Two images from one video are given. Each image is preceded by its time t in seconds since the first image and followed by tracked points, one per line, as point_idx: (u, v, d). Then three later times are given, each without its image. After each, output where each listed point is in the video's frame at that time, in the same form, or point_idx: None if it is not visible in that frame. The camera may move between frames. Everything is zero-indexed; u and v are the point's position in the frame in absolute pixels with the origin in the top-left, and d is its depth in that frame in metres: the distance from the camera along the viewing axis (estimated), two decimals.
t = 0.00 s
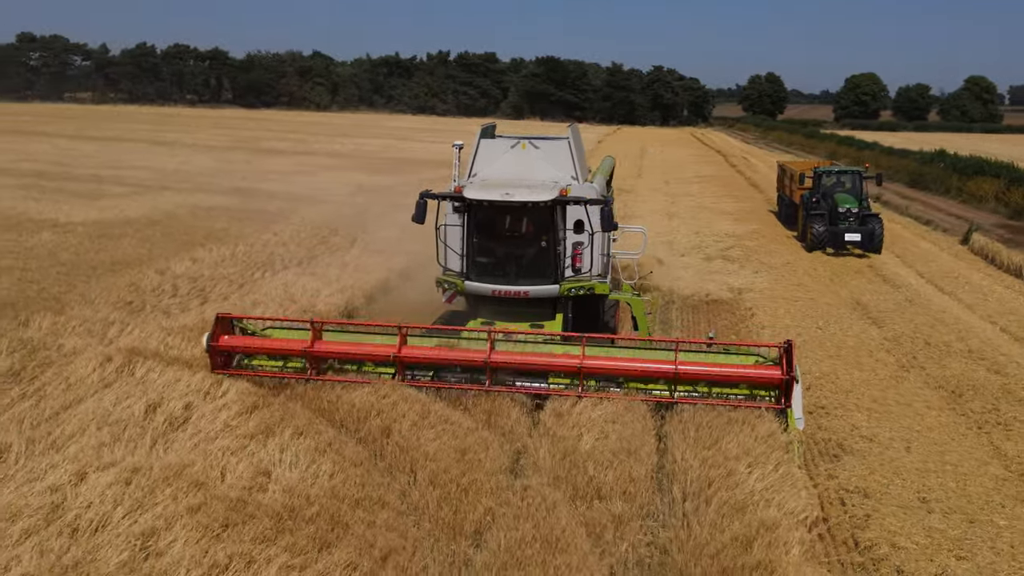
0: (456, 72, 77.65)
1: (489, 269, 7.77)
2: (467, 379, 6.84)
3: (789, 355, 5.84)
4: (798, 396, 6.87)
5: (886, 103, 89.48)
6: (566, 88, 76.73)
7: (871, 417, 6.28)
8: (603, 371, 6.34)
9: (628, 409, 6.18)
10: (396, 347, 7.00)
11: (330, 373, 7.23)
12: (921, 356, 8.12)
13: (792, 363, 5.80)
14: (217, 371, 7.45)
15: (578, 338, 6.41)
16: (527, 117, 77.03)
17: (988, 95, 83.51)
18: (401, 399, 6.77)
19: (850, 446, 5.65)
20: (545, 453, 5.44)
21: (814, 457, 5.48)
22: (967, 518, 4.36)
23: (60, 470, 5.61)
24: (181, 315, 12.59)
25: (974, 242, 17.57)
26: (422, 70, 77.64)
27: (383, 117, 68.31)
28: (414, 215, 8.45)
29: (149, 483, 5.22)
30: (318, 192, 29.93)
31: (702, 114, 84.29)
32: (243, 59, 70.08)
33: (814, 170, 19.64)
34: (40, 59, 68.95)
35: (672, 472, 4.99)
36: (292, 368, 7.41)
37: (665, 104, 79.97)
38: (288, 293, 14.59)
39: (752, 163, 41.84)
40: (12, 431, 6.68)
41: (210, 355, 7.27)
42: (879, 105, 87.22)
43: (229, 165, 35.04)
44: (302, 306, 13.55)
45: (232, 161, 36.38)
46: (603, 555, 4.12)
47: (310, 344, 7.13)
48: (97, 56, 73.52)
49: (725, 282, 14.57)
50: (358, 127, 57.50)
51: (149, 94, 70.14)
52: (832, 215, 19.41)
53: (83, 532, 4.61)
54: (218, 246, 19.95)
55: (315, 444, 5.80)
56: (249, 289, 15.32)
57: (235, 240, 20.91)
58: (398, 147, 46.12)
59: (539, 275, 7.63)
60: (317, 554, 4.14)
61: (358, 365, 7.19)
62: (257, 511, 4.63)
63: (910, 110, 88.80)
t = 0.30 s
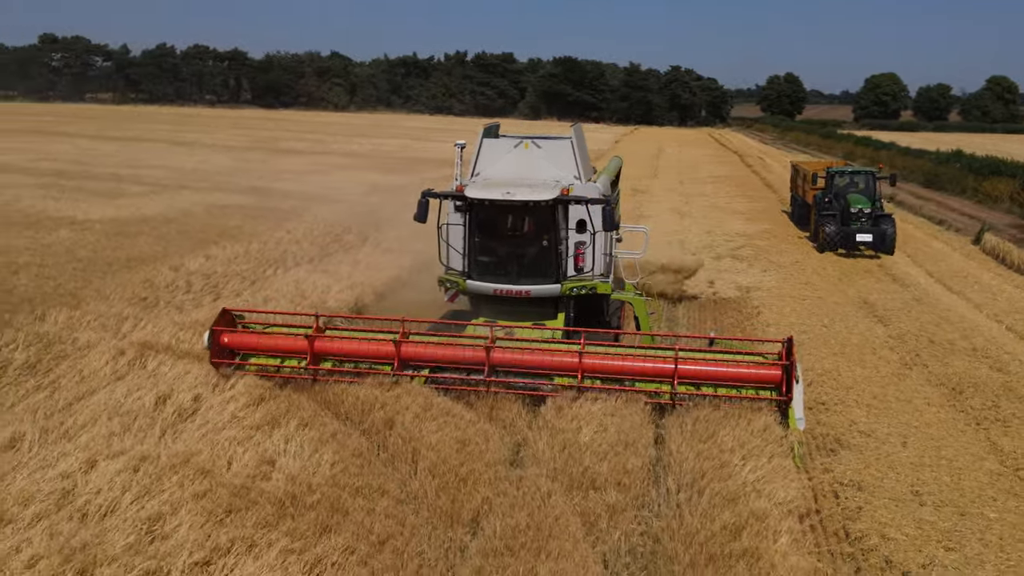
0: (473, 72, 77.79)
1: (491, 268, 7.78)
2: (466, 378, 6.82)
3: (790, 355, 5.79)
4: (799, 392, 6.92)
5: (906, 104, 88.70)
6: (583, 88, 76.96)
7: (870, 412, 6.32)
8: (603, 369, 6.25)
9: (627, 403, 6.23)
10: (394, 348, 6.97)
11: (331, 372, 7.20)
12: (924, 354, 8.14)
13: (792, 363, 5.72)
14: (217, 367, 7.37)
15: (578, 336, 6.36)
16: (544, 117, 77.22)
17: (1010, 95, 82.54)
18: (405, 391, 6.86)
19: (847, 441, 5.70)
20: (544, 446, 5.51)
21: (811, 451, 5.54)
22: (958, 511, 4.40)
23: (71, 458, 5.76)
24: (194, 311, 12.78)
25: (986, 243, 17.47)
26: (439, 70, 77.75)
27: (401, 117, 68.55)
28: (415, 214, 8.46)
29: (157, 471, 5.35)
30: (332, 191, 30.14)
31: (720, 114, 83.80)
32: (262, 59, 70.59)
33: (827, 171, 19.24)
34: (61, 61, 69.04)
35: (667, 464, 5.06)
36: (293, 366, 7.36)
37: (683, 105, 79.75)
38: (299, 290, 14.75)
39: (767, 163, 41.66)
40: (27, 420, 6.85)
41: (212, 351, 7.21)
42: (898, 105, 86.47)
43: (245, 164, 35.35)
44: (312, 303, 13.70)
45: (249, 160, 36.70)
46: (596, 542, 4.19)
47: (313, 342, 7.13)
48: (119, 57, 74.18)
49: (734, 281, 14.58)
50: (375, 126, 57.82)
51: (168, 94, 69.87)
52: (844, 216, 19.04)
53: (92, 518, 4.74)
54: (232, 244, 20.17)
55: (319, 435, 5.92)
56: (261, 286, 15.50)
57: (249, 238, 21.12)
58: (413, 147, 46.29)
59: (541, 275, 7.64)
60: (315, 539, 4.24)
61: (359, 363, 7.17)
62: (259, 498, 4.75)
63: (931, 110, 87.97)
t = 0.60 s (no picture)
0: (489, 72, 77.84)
1: (493, 267, 7.81)
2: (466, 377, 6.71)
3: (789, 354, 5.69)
4: (801, 387, 6.95)
5: (924, 104, 87.96)
6: (598, 88, 76.95)
7: (870, 408, 6.36)
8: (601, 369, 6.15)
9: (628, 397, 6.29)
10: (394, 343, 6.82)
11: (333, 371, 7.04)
12: (927, 351, 8.15)
13: (792, 362, 5.63)
14: (217, 367, 7.20)
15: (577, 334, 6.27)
16: (559, 117, 77.35)
17: None
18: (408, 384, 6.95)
19: (846, 435, 5.74)
20: (544, 438, 5.58)
21: (810, 445, 5.58)
22: (950, 503, 4.44)
23: (82, 447, 5.89)
24: (205, 307, 12.93)
25: (998, 243, 17.35)
26: (454, 70, 77.88)
27: (416, 117, 68.75)
28: (417, 213, 8.50)
29: (164, 460, 5.47)
30: (345, 190, 30.33)
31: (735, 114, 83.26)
32: (279, 59, 70.93)
33: (837, 171, 18.92)
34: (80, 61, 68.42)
35: (664, 456, 5.13)
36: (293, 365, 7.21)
37: (698, 105, 79.58)
38: (309, 288, 14.88)
39: (780, 163, 41.49)
40: (41, 411, 7.01)
41: (211, 352, 7.03)
42: (916, 105, 85.79)
43: (259, 164, 35.60)
44: (321, 300, 13.82)
45: (263, 160, 36.96)
46: (591, 531, 4.26)
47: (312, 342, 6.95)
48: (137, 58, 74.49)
49: (741, 280, 14.59)
50: (389, 126, 58.06)
51: (186, 95, 70.34)
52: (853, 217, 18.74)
53: (100, 504, 4.86)
54: (244, 241, 20.36)
55: (324, 426, 6.02)
56: (270, 283, 15.65)
57: (261, 236, 21.32)
58: (425, 146, 46.41)
59: (543, 274, 7.67)
60: (316, 525, 4.34)
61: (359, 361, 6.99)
62: (262, 486, 4.86)
63: (949, 110, 87.18)
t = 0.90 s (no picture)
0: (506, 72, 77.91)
1: (496, 266, 7.84)
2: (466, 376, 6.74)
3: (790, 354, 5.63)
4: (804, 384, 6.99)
5: (946, 104, 87.03)
6: (615, 88, 76.90)
7: (870, 404, 6.39)
8: (600, 369, 6.13)
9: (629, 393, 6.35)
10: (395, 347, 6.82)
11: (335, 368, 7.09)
12: (932, 350, 8.15)
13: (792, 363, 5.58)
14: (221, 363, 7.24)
15: (576, 334, 6.25)
16: (576, 118, 77.45)
17: None
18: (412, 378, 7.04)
19: (845, 432, 5.77)
20: (544, 432, 5.66)
21: (809, 440, 5.61)
22: (943, 497, 4.49)
23: (94, 437, 6.04)
24: (218, 304, 13.12)
25: (1013, 243, 17.20)
26: (472, 70, 78.06)
27: (433, 117, 68.96)
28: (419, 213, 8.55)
29: (173, 450, 5.62)
30: (359, 189, 30.55)
31: (753, 114, 82.94)
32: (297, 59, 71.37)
33: (850, 171, 18.53)
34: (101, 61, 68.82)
35: (662, 450, 5.20)
36: (295, 362, 7.26)
37: (716, 105, 79.62)
38: (321, 285, 15.05)
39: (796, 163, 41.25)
40: (56, 402, 7.18)
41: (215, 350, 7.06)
42: (937, 105, 84.90)
43: (275, 164, 35.87)
44: (331, 297, 13.98)
45: (280, 159, 37.27)
46: (586, 521, 4.35)
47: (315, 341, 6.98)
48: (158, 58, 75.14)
49: (750, 279, 14.58)
50: (406, 126, 58.32)
51: (206, 95, 70.96)
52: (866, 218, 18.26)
53: (111, 491, 5.01)
54: (258, 240, 20.58)
55: (329, 419, 6.14)
56: (283, 280, 15.83)
57: (275, 235, 21.53)
58: (440, 146, 46.57)
59: (545, 274, 7.70)
60: (318, 511, 4.47)
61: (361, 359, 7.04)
62: (267, 475, 4.99)
63: (971, 110, 86.16)
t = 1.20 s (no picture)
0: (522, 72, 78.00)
1: (498, 266, 7.92)
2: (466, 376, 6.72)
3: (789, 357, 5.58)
4: (806, 382, 7.02)
5: (965, 104, 86.27)
6: (632, 88, 76.95)
7: (871, 402, 6.42)
8: (599, 371, 6.10)
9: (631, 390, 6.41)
10: (397, 344, 6.71)
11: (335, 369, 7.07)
12: (936, 349, 8.16)
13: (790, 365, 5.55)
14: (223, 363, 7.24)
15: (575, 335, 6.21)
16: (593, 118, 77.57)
17: None
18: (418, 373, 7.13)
19: (845, 428, 5.80)
20: (546, 427, 5.75)
21: (809, 437, 5.65)
22: (937, 492, 4.54)
23: (107, 429, 6.18)
24: (230, 302, 13.28)
25: None
26: (488, 71, 78.24)
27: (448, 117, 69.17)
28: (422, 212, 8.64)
29: (183, 442, 5.75)
30: (373, 189, 30.75)
31: (769, 113, 82.44)
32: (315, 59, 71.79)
33: (862, 172, 18.27)
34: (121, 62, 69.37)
35: (661, 446, 5.28)
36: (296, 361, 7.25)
37: (734, 105, 80.03)
38: (332, 283, 15.19)
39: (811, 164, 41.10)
40: (71, 396, 7.34)
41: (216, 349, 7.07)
42: (955, 105, 84.15)
43: (291, 163, 36.08)
44: (342, 295, 14.13)
45: (295, 159, 37.56)
46: (584, 512, 4.43)
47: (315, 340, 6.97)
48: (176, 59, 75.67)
49: (760, 278, 14.60)
50: (421, 126, 58.57)
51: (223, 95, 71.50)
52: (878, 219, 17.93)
53: (122, 481, 5.14)
54: (272, 238, 20.79)
55: (336, 412, 6.26)
56: (295, 278, 16.00)
57: (288, 233, 21.74)
58: (454, 147, 46.74)
59: (548, 274, 7.78)
60: (321, 501, 4.58)
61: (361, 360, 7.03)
62: (272, 466, 5.11)
63: (991, 110, 85.32)
